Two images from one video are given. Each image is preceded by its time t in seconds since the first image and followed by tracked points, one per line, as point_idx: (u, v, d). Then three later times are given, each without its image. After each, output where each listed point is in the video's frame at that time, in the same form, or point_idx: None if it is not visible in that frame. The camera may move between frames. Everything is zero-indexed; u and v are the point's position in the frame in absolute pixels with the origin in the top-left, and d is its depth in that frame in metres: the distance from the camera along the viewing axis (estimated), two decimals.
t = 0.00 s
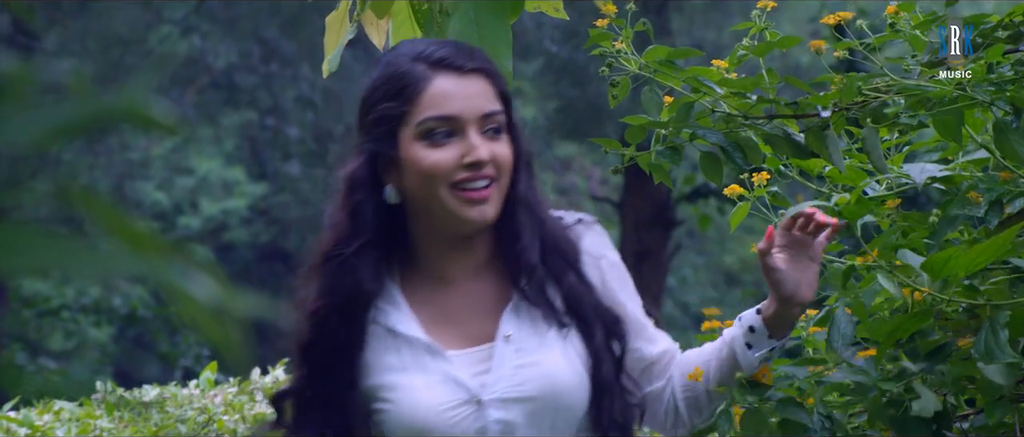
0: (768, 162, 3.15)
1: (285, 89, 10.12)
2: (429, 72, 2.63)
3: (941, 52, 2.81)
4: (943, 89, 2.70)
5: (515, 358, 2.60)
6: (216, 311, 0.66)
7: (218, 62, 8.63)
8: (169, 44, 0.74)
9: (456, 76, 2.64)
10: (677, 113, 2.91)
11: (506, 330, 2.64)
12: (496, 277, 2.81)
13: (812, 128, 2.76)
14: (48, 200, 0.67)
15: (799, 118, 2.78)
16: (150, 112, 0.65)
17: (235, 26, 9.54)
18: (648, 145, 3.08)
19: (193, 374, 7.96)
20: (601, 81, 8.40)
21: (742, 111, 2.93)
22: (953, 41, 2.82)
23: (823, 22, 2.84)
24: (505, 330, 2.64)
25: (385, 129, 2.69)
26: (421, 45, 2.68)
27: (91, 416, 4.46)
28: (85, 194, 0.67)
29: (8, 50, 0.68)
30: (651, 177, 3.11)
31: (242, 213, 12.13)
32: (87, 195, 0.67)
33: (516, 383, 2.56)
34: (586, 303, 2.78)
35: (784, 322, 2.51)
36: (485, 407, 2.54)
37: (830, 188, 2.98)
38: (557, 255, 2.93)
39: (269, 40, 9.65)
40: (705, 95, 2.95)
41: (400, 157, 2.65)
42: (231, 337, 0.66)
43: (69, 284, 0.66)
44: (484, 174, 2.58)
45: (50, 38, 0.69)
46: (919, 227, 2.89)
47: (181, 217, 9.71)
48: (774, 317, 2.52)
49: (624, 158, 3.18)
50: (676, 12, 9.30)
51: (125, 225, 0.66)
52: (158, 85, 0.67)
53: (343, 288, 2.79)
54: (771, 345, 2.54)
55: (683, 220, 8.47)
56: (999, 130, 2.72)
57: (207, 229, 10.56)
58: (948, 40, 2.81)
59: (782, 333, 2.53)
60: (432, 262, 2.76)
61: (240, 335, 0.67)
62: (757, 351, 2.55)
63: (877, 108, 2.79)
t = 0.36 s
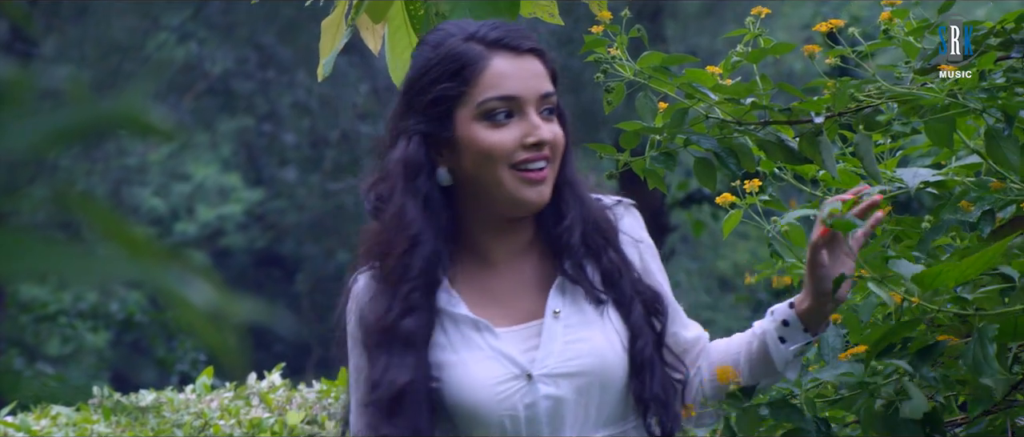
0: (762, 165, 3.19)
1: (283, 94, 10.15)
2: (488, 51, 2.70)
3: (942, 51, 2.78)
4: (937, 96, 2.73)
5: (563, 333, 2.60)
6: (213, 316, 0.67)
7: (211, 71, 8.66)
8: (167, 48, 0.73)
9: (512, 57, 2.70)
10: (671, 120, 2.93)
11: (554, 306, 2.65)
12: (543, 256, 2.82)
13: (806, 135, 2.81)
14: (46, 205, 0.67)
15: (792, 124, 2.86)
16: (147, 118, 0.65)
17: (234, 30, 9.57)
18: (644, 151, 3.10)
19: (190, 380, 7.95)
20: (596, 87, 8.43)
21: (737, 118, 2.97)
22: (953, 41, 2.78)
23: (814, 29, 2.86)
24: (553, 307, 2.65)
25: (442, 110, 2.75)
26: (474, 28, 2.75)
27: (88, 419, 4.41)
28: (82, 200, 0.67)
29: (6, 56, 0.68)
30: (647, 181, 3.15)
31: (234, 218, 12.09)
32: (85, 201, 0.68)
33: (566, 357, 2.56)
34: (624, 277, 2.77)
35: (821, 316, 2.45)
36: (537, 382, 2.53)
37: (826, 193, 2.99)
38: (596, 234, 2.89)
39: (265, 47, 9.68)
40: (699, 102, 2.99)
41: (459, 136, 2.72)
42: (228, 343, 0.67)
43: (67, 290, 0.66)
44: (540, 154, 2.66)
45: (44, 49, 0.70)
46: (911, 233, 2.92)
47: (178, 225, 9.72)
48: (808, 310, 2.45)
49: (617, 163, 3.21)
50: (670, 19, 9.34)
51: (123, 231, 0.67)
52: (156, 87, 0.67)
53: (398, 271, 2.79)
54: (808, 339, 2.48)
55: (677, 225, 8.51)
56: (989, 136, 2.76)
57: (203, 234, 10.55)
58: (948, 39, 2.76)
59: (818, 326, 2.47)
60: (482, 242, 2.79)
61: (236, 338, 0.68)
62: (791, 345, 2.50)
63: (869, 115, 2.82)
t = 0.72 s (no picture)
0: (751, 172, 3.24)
1: (275, 100, 10.18)
2: (516, 45, 2.57)
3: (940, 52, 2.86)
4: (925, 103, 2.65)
5: (580, 322, 2.48)
6: (207, 319, 0.67)
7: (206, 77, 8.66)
8: (160, 55, 0.74)
9: (541, 50, 2.59)
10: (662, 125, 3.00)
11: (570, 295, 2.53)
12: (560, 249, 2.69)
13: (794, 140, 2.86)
14: (39, 211, 0.69)
15: (781, 129, 2.91)
16: (142, 122, 0.66)
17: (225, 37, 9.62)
18: (634, 156, 3.19)
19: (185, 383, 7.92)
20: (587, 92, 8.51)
21: (726, 124, 3.04)
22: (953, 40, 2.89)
23: (804, 36, 2.91)
24: (570, 296, 2.53)
25: (468, 102, 2.61)
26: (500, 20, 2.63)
27: (82, 422, 4.17)
28: (77, 205, 0.69)
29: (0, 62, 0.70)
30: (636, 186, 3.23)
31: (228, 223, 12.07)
32: (79, 206, 0.69)
33: (583, 345, 2.44)
34: (640, 270, 2.66)
35: (829, 322, 2.38)
36: (554, 370, 2.41)
37: (813, 199, 3.04)
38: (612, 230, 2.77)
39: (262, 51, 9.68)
40: (689, 107, 3.06)
41: (484, 128, 2.59)
42: (221, 346, 0.68)
43: (61, 293, 0.67)
44: (567, 150, 2.54)
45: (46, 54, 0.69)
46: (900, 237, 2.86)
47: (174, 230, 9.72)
48: (815, 314, 2.37)
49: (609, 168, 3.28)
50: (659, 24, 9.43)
51: (116, 236, 0.68)
52: (151, 95, 0.67)
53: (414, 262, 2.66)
54: (812, 344, 2.40)
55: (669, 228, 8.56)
56: (978, 141, 2.64)
57: (200, 236, 10.54)
58: (949, 38, 2.87)
59: (827, 333, 2.39)
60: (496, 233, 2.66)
61: (229, 341, 0.68)
62: (798, 348, 2.41)
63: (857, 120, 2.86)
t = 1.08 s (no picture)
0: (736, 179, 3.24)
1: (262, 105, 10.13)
2: (540, 46, 2.49)
3: (942, 51, 2.90)
4: (906, 107, 2.67)
5: (610, 323, 2.41)
6: (193, 324, 0.68)
7: (193, 83, 8.65)
8: (151, 60, 0.75)
9: (564, 53, 2.51)
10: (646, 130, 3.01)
11: (599, 295, 2.45)
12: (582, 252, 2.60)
13: (778, 147, 2.87)
14: (26, 215, 0.70)
15: (766, 135, 2.93)
16: (130, 127, 0.67)
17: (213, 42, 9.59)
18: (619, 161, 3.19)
19: (171, 387, 7.93)
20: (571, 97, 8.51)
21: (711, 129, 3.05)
22: (953, 40, 2.90)
23: (788, 40, 2.93)
24: (600, 297, 2.45)
25: (491, 105, 2.51)
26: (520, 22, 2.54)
27: (68, 426, 4.15)
28: (62, 209, 0.70)
29: None
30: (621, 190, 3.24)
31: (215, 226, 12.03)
32: (66, 210, 0.69)
33: (615, 346, 2.36)
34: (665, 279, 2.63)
35: (829, 363, 2.33)
36: (586, 367, 2.32)
37: (797, 206, 3.03)
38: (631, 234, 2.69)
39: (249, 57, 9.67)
40: (673, 113, 3.08)
41: (510, 131, 2.49)
42: (208, 349, 0.68)
43: (47, 298, 0.68)
44: (592, 151, 2.46)
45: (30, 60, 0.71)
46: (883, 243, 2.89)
47: (161, 236, 9.70)
48: (819, 352, 2.33)
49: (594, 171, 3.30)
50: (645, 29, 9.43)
51: (105, 239, 0.69)
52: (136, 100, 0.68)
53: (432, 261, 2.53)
54: (810, 383, 2.36)
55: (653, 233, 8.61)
56: (959, 147, 2.63)
57: (185, 242, 10.51)
58: (948, 39, 2.89)
59: (825, 373, 2.34)
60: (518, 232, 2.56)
61: (216, 345, 0.69)
62: (794, 385, 2.37)
63: (841, 126, 2.85)
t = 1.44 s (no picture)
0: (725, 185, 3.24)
1: (252, 112, 10.09)
2: (562, 51, 2.45)
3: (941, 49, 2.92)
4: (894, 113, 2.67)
5: (633, 334, 2.37)
6: (184, 329, 0.68)
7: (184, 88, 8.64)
8: (141, 66, 0.75)
9: (586, 59, 2.47)
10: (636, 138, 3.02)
11: (624, 306, 2.42)
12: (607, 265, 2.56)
13: (767, 152, 2.88)
14: (17, 221, 0.71)
15: (755, 140, 2.94)
16: (120, 133, 0.67)
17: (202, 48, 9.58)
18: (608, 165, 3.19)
19: (158, 393, 7.92)
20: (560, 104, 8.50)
21: (701, 135, 3.05)
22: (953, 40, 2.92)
23: (779, 46, 2.93)
24: (624, 310, 2.42)
25: (512, 110, 2.47)
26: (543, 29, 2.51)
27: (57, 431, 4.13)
28: (54, 215, 0.70)
29: None
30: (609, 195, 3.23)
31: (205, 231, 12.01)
32: (57, 216, 0.70)
33: (637, 357, 2.34)
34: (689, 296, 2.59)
35: (859, 392, 2.34)
36: (608, 375, 2.29)
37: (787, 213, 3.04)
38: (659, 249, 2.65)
39: (240, 62, 9.66)
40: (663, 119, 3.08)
41: (529, 137, 2.45)
42: (199, 356, 0.68)
43: (38, 303, 0.69)
44: (612, 155, 2.42)
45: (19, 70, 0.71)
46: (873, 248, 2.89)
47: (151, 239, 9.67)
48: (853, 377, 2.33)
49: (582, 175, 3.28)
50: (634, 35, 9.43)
51: (97, 247, 0.69)
52: (127, 107, 0.69)
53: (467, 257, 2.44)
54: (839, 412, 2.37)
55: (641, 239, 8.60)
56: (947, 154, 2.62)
57: (175, 248, 10.49)
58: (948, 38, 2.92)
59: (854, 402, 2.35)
60: (542, 239, 2.51)
61: (206, 352, 0.69)
62: (824, 415, 2.38)
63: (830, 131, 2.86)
